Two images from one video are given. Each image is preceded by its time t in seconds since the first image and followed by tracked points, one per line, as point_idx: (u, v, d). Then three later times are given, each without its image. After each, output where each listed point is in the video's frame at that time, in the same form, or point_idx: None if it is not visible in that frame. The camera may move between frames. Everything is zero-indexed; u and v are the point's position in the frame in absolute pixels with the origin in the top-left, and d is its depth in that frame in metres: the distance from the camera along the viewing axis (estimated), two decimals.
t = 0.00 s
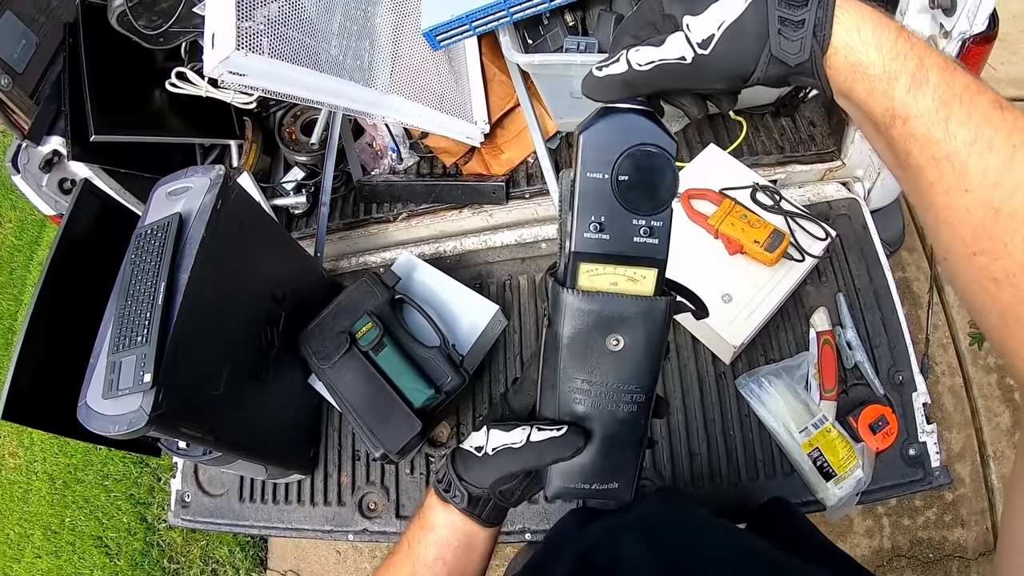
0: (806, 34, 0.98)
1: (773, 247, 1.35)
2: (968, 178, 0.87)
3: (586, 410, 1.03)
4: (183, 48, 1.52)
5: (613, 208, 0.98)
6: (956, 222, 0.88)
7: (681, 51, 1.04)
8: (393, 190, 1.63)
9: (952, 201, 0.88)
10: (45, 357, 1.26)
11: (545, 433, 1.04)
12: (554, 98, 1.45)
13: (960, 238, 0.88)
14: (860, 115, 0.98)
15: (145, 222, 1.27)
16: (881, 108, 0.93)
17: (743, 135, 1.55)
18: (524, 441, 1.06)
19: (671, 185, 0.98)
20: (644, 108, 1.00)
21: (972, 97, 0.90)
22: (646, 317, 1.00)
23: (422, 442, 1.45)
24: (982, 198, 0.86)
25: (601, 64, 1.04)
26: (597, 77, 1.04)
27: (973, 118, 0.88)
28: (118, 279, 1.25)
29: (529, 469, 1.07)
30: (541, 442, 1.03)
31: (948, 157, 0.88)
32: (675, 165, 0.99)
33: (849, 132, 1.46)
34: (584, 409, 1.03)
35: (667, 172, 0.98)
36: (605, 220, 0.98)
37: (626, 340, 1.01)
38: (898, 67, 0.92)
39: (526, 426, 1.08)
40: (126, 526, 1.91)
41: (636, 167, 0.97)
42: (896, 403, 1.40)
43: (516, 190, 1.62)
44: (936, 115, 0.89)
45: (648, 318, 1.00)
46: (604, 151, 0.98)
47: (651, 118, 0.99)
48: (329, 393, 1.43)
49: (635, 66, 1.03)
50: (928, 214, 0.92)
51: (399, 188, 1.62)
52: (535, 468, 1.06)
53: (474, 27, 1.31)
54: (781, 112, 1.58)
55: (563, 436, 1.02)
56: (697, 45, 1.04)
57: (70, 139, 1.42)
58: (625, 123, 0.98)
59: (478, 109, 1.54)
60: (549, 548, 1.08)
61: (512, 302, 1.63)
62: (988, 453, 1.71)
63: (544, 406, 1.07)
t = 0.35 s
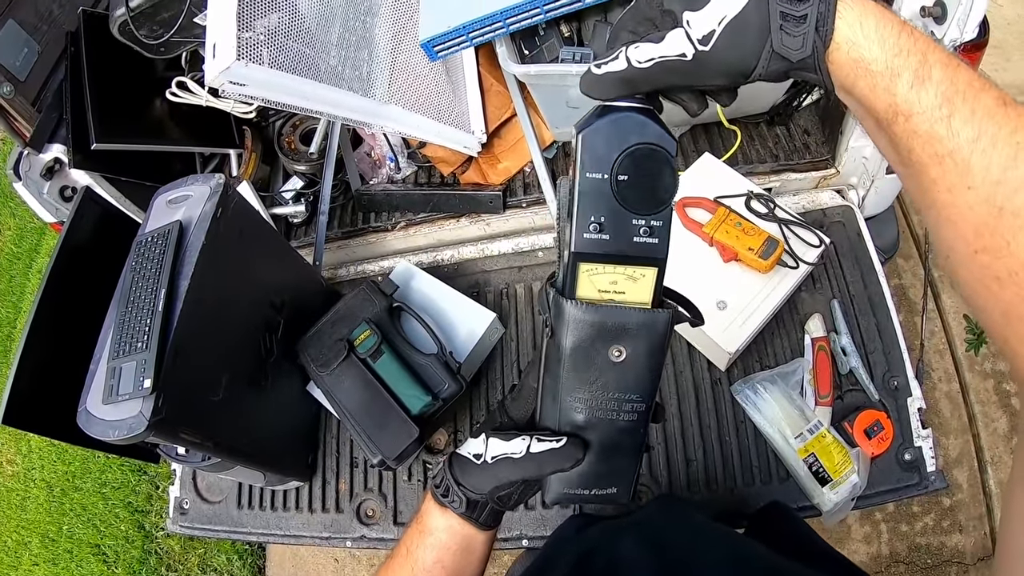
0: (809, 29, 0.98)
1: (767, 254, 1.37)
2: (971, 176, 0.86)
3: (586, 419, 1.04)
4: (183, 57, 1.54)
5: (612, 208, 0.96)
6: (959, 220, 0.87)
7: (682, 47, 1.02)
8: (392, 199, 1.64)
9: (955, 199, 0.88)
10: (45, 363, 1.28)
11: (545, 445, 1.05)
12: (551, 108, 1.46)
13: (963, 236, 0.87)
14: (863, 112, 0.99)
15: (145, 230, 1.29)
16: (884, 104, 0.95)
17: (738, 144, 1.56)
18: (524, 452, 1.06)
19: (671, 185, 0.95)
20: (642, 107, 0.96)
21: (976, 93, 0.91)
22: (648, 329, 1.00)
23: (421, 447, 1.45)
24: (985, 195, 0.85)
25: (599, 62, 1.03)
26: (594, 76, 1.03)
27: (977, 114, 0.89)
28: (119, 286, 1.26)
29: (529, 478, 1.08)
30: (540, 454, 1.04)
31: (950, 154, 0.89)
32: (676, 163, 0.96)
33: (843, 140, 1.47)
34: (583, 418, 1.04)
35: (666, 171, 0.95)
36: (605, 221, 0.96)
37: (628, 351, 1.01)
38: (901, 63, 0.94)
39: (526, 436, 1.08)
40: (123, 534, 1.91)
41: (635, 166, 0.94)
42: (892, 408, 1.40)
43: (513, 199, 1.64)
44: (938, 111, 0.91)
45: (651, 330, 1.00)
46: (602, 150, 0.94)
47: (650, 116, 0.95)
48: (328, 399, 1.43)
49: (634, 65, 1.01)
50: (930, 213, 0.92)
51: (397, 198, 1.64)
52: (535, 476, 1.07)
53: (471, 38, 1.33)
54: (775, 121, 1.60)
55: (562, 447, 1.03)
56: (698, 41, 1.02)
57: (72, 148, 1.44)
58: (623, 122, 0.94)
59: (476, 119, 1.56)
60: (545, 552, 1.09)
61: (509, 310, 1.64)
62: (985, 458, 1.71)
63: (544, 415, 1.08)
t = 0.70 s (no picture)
0: (823, 1, 0.98)
1: (763, 261, 1.37)
2: (982, 158, 0.78)
3: (580, 431, 1.04)
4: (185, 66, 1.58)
5: (613, 185, 0.92)
6: (970, 204, 0.79)
7: (693, 18, 1.01)
8: (391, 207, 1.66)
9: (967, 180, 0.80)
10: (45, 368, 1.29)
11: (540, 456, 1.05)
12: (549, 117, 1.48)
13: (974, 220, 0.78)
14: (875, 90, 0.95)
15: (146, 236, 1.30)
16: (897, 80, 0.90)
17: (735, 152, 1.58)
18: (519, 463, 1.06)
19: (673, 166, 0.91)
20: (649, 81, 0.91)
21: (991, 73, 0.83)
22: (640, 344, 1.01)
23: (418, 456, 1.46)
24: (999, 177, 0.77)
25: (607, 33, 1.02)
26: (601, 47, 1.02)
27: (990, 94, 0.81)
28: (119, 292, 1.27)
29: (524, 488, 1.08)
30: (534, 465, 1.04)
31: (963, 133, 0.81)
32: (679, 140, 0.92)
33: (839, 147, 1.49)
34: (577, 430, 1.04)
35: (670, 151, 0.91)
36: (604, 199, 0.93)
37: (621, 365, 1.02)
38: (915, 39, 0.89)
39: (521, 448, 1.08)
40: (122, 540, 1.91)
41: (639, 143, 0.90)
42: (888, 414, 1.41)
43: (512, 207, 1.64)
44: (954, 90, 0.83)
45: (643, 344, 1.01)
46: (605, 126, 0.90)
47: (657, 93, 0.89)
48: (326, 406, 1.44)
49: (643, 36, 1.01)
50: (941, 195, 0.83)
51: (396, 206, 1.66)
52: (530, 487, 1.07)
53: (470, 47, 1.34)
54: (771, 129, 1.61)
55: (556, 459, 1.03)
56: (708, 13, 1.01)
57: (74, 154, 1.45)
58: (627, 98, 0.89)
59: (474, 127, 1.57)
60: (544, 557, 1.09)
61: (508, 317, 1.65)
62: (984, 464, 1.72)
63: (539, 425, 1.08)
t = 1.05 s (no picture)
0: None
1: (764, 268, 1.38)
2: (995, 152, 0.78)
3: (582, 434, 1.04)
4: (190, 71, 1.59)
5: (624, 183, 0.92)
6: (979, 198, 0.80)
7: (702, 11, 1.01)
8: (394, 213, 1.66)
9: (977, 175, 0.80)
10: (48, 369, 1.29)
11: (541, 459, 1.05)
12: (552, 124, 1.49)
13: (982, 214, 0.80)
14: (885, 83, 0.93)
15: (151, 239, 1.31)
16: (907, 74, 0.87)
17: (736, 160, 1.59)
18: (520, 466, 1.07)
19: (684, 162, 0.91)
20: (657, 79, 0.91)
21: (1002, 67, 0.82)
22: (643, 346, 1.00)
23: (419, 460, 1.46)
24: (1009, 173, 0.77)
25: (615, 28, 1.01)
26: (610, 42, 1.01)
27: (1000, 87, 0.80)
28: (123, 294, 1.28)
29: (525, 491, 1.08)
30: (536, 468, 1.05)
31: (973, 128, 0.80)
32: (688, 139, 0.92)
33: (839, 155, 1.50)
34: (579, 432, 1.04)
35: (680, 148, 0.91)
36: (614, 197, 0.92)
37: (623, 368, 1.01)
38: (926, 31, 0.86)
39: (522, 451, 1.08)
40: (121, 544, 1.91)
41: (649, 140, 0.90)
42: (889, 420, 1.42)
43: (513, 214, 1.65)
44: (963, 83, 0.82)
45: (645, 345, 1.01)
46: (614, 123, 0.90)
47: (666, 90, 0.90)
48: (328, 411, 1.44)
49: (654, 29, 0.99)
50: (951, 188, 0.84)
51: (399, 212, 1.66)
52: (532, 490, 1.07)
53: (474, 55, 1.34)
54: (772, 137, 1.62)
55: (557, 462, 1.03)
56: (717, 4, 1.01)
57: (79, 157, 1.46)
58: (637, 95, 0.89)
59: (477, 134, 1.58)
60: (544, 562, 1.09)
61: (510, 323, 1.66)
62: (985, 472, 1.72)
63: (541, 428, 1.08)
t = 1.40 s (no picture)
0: None
1: (764, 275, 1.38)
2: (999, 150, 0.78)
3: (581, 437, 1.04)
4: (194, 75, 1.60)
5: (624, 184, 0.90)
6: (983, 197, 0.80)
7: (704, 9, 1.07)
8: (395, 218, 1.67)
9: (981, 174, 0.80)
10: (49, 371, 1.29)
11: (539, 462, 1.05)
12: (553, 130, 1.49)
13: (987, 213, 0.80)
14: (888, 82, 0.93)
15: (153, 242, 1.31)
16: (910, 71, 0.88)
17: (738, 166, 1.59)
18: (519, 469, 1.07)
19: (686, 163, 0.89)
20: (658, 78, 0.89)
21: (1007, 64, 0.80)
22: (644, 349, 0.99)
23: (418, 465, 1.46)
24: (1012, 171, 0.77)
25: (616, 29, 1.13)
26: (612, 42, 1.13)
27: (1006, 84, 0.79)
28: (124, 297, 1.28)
29: (523, 494, 1.08)
30: (534, 470, 1.05)
31: (976, 126, 0.80)
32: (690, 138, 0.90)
33: (840, 162, 1.50)
34: (578, 436, 1.04)
35: (681, 148, 0.88)
36: (614, 198, 0.91)
37: (624, 371, 1.01)
38: (928, 29, 0.86)
39: (520, 454, 1.08)
40: (120, 547, 1.91)
41: (650, 141, 0.88)
42: (889, 427, 1.42)
43: (514, 221, 1.65)
44: (966, 81, 0.82)
45: (648, 349, 1.00)
46: (614, 124, 0.88)
47: (667, 90, 0.88)
48: (328, 415, 1.45)
49: (651, 31, 1.09)
50: (955, 187, 0.84)
51: (401, 217, 1.67)
52: (530, 492, 1.08)
53: (475, 61, 1.36)
54: (773, 144, 1.63)
55: (556, 464, 1.03)
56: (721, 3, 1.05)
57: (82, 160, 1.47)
58: (637, 95, 0.87)
59: (478, 140, 1.59)
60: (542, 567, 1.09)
61: (510, 329, 1.66)
62: (986, 480, 1.71)
63: (540, 431, 1.08)
